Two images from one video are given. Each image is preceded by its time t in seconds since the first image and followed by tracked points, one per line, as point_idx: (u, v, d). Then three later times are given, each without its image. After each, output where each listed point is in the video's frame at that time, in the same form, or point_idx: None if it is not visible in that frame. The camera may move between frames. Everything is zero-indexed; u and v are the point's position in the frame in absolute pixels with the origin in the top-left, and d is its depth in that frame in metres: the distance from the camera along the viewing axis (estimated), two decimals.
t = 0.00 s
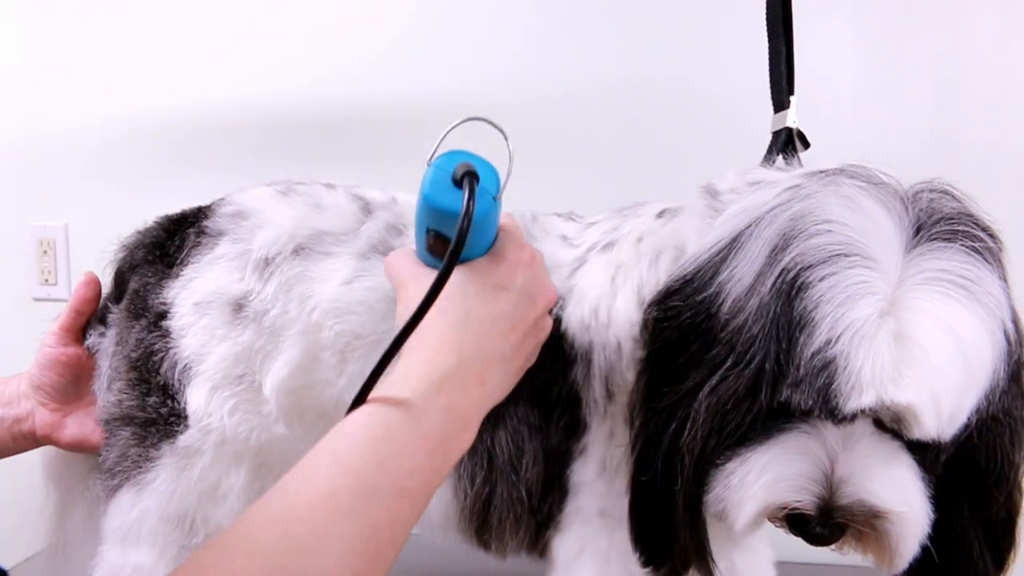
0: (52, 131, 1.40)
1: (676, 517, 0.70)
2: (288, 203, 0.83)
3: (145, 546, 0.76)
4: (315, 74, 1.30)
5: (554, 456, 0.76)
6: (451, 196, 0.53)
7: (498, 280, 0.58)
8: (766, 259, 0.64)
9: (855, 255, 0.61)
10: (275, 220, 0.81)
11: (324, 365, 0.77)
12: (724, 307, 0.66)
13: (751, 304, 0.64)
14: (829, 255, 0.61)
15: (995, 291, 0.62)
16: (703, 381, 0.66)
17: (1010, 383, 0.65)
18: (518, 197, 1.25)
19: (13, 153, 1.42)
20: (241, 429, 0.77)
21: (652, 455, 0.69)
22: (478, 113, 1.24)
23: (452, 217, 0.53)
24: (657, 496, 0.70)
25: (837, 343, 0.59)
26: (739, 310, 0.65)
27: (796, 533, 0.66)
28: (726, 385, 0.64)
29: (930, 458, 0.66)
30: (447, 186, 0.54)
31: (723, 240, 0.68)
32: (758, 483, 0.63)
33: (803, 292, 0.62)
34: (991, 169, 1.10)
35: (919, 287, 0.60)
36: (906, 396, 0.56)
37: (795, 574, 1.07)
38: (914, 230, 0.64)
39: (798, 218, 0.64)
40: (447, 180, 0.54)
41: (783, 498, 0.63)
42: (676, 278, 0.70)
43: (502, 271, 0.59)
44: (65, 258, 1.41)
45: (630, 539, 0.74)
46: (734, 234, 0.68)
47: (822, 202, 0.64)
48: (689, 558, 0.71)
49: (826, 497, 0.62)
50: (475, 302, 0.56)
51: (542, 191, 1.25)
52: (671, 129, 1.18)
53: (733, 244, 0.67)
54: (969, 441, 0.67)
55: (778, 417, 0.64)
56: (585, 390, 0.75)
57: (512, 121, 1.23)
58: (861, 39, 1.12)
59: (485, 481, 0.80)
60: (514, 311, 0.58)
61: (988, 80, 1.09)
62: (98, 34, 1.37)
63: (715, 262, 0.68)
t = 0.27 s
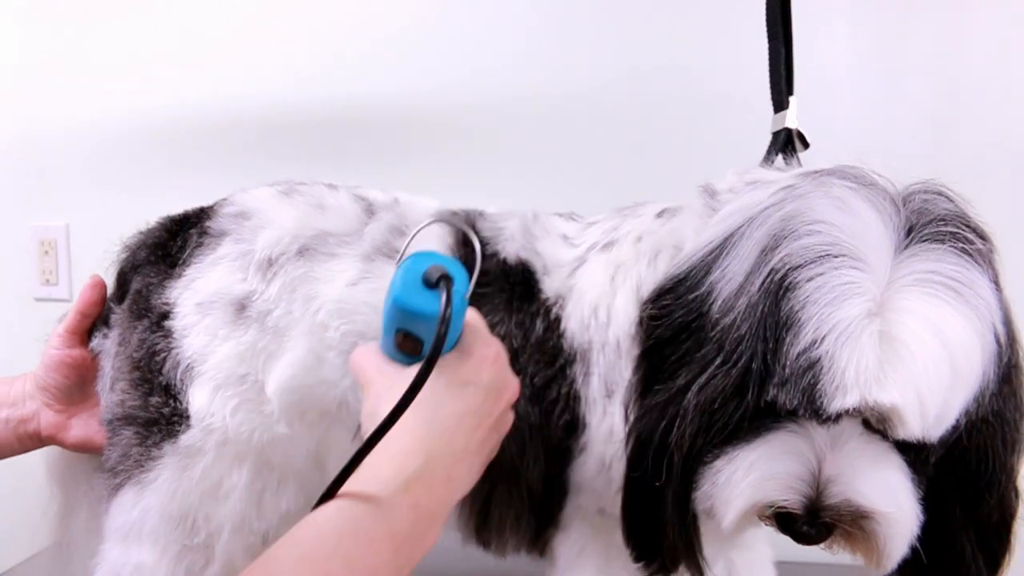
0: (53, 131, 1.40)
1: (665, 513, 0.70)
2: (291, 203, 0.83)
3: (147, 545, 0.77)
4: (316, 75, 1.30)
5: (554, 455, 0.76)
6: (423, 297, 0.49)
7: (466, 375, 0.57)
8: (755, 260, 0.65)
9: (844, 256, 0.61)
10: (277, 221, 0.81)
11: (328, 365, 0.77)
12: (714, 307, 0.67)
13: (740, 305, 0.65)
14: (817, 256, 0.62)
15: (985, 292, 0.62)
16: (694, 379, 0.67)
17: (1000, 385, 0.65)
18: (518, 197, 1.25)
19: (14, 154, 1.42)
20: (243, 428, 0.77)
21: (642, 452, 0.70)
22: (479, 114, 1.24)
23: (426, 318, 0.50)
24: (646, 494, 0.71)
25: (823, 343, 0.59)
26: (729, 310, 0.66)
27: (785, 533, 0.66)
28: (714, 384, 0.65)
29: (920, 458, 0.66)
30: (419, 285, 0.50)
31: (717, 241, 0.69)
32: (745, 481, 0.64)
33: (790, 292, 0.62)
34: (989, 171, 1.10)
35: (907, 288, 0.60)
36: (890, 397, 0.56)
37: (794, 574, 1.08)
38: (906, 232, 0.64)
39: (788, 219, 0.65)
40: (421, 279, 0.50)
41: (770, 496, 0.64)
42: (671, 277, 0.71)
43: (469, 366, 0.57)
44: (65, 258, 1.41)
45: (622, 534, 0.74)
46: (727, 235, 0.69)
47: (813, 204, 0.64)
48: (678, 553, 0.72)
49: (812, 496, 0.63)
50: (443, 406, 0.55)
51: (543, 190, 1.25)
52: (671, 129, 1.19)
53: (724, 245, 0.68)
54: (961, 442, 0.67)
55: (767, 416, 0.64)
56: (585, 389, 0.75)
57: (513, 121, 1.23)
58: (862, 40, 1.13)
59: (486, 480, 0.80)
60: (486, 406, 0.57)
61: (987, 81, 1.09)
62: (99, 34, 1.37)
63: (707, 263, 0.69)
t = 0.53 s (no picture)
0: (54, 131, 1.40)
1: (665, 515, 0.70)
2: (290, 203, 0.83)
3: (144, 545, 0.76)
4: (316, 75, 1.30)
5: (553, 455, 0.76)
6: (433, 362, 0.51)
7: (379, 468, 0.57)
8: (754, 261, 0.65)
9: (842, 258, 0.61)
10: (276, 221, 0.81)
11: (327, 365, 0.77)
12: (713, 309, 0.67)
13: (739, 307, 0.65)
14: (816, 258, 0.62)
15: (985, 294, 0.62)
16: (692, 381, 0.66)
17: (1003, 387, 0.65)
18: (518, 197, 1.25)
19: (14, 153, 1.42)
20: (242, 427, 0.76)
21: (639, 453, 0.69)
22: (479, 114, 1.24)
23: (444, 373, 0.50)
24: (645, 497, 0.70)
25: (820, 345, 0.59)
26: (727, 312, 0.66)
27: (784, 536, 0.66)
28: (712, 386, 0.65)
29: (920, 462, 0.66)
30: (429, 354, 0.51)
31: (715, 242, 0.69)
32: (743, 484, 0.64)
33: (788, 294, 0.62)
34: (989, 171, 1.10)
35: (906, 290, 0.60)
36: (888, 400, 0.56)
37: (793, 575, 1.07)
38: (905, 233, 0.64)
39: (787, 221, 0.64)
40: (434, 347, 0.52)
41: (768, 499, 0.63)
42: (669, 279, 0.71)
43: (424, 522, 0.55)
44: (65, 259, 1.41)
45: (621, 536, 0.74)
46: (726, 236, 0.68)
47: (811, 205, 0.64)
48: (679, 556, 0.72)
49: (810, 499, 0.62)
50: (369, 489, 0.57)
51: (543, 191, 1.25)
52: (672, 130, 1.19)
53: (723, 247, 0.68)
54: (961, 446, 0.67)
55: (766, 418, 0.64)
56: (584, 390, 0.75)
57: (513, 121, 1.23)
58: (862, 41, 1.12)
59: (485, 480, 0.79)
60: (410, 563, 0.57)
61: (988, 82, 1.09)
62: (100, 34, 1.37)
63: (706, 264, 0.69)
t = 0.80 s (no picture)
0: (53, 131, 1.40)
1: (664, 517, 0.70)
2: (288, 203, 0.83)
3: (142, 546, 0.76)
4: (315, 75, 1.30)
5: (553, 456, 0.76)
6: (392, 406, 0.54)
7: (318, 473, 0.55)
8: (753, 262, 0.65)
9: (842, 260, 0.61)
10: (274, 220, 0.81)
11: (325, 365, 0.77)
12: (712, 311, 0.66)
13: (738, 308, 0.65)
14: (815, 260, 0.61)
15: (985, 296, 0.62)
16: (692, 382, 0.66)
17: (1002, 388, 0.65)
18: (518, 196, 1.25)
19: (13, 153, 1.42)
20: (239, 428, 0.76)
21: (638, 455, 0.68)
22: (478, 114, 1.24)
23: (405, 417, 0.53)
24: (644, 498, 0.70)
25: (820, 347, 0.59)
26: (727, 314, 0.66)
27: (782, 538, 0.66)
28: (711, 388, 0.65)
29: (919, 462, 0.66)
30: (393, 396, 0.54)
31: (715, 243, 0.69)
32: (742, 486, 0.63)
33: (788, 296, 0.62)
34: (989, 172, 1.10)
35: (906, 292, 0.60)
36: (888, 402, 0.56)
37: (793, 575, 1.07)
38: (905, 235, 0.64)
39: (786, 222, 0.64)
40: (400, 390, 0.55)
41: (768, 501, 0.63)
42: (669, 280, 0.71)
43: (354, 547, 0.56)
44: (64, 259, 1.41)
45: (620, 538, 0.74)
46: (725, 237, 0.68)
47: (811, 206, 0.64)
48: (675, 555, 0.71)
49: (809, 501, 0.62)
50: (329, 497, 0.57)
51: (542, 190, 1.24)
52: (671, 130, 1.18)
53: (722, 248, 0.68)
54: (961, 448, 0.66)
55: (765, 420, 0.64)
56: (584, 390, 0.75)
57: (512, 121, 1.23)
58: (862, 40, 1.12)
59: (483, 481, 0.79)
60: None
61: (988, 82, 1.09)
62: (99, 34, 1.37)
63: (705, 265, 0.68)
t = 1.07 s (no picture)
0: (54, 131, 1.40)
1: (665, 517, 0.69)
2: (286, 203, 0.83)
3: (141, 545, 0.76)
4: (315, 75, 1.30)
5: (554, 457, 0.75)
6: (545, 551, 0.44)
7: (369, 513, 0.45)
8: (754, 263, 0.65)
9: (843, 260, 0.61)
10: (272, 220, 0.81)
11: (323, 365, 0.76)
12: (714, 310, 0.66)
13: (739, 308, 0.65)
14: (816, 260, 0.61)
15: (986, 295, 0.61)
16: (693, 382, 0.66)
17: (1002, 387, 0.65)
18: (517, 196, 1.25)
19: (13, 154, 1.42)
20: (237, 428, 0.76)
21: (640, 455, 0.69)
22: (478, 114, 1.24)
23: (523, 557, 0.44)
24: (647, 498, 0.70)
25: (822, 348, 0.58)
26: (728, 314, 0.65)
27: (785, 536, 0.66)
28: (713, 388, 0.65)
29: (920, 462, 0.65)
30: None
31: (715, 243, 0.69)
32: (744, 485, 0.63)
33: (789, 296, 0.62)
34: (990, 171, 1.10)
35: (907, 292, 0.60)
36: (890, 402, 0.56)
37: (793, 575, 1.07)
38: (905, 234, 0.63)
39: (787, 222, 0.64)
40: (576, 558, 0.44)
41: (770, 500, 0.63)
42: (669, 280, 0.71)
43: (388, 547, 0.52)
44: (65, 259, 1.41)
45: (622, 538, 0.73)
46: (726, 237, 0.68)
47: (811, 206, 0.64)
48: (678, 555, 0.71)
49: (812, 500, 0.62)
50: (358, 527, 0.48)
51: (541, 190, 1.24)
52: (671, 130, 1.18)
53: (723, 248, 0.68)
54: (961, 446, 0.66)
55: (766, 420, 0.64)
56: (583, 390, 0.75)
57: (511, 121, 1.23)
58: (862, 40, 1.12)
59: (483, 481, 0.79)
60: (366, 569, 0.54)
61: (988, 81, 1.09)
62: (99, 34, 1.37)
63: (706, 265, 0.68)
